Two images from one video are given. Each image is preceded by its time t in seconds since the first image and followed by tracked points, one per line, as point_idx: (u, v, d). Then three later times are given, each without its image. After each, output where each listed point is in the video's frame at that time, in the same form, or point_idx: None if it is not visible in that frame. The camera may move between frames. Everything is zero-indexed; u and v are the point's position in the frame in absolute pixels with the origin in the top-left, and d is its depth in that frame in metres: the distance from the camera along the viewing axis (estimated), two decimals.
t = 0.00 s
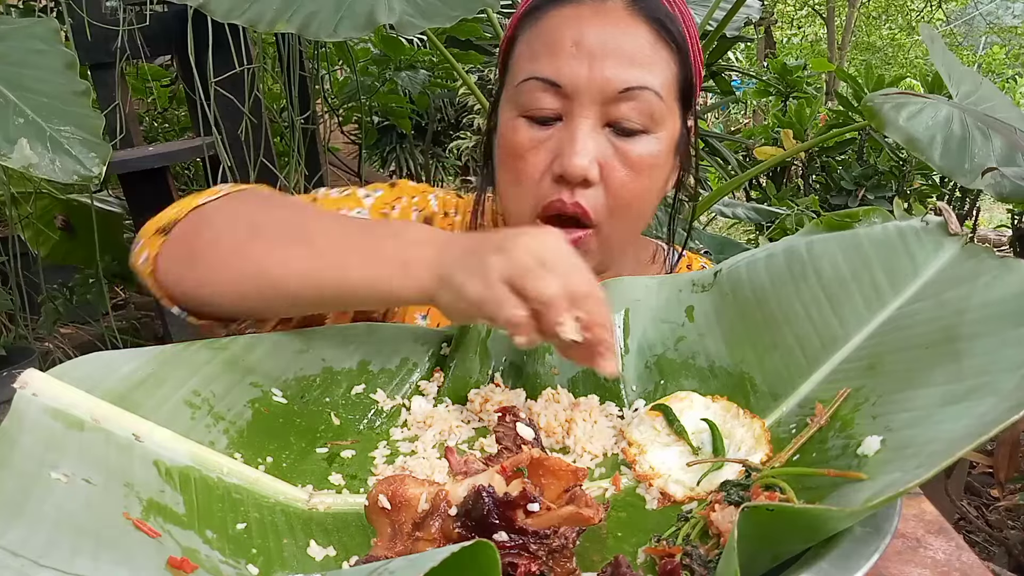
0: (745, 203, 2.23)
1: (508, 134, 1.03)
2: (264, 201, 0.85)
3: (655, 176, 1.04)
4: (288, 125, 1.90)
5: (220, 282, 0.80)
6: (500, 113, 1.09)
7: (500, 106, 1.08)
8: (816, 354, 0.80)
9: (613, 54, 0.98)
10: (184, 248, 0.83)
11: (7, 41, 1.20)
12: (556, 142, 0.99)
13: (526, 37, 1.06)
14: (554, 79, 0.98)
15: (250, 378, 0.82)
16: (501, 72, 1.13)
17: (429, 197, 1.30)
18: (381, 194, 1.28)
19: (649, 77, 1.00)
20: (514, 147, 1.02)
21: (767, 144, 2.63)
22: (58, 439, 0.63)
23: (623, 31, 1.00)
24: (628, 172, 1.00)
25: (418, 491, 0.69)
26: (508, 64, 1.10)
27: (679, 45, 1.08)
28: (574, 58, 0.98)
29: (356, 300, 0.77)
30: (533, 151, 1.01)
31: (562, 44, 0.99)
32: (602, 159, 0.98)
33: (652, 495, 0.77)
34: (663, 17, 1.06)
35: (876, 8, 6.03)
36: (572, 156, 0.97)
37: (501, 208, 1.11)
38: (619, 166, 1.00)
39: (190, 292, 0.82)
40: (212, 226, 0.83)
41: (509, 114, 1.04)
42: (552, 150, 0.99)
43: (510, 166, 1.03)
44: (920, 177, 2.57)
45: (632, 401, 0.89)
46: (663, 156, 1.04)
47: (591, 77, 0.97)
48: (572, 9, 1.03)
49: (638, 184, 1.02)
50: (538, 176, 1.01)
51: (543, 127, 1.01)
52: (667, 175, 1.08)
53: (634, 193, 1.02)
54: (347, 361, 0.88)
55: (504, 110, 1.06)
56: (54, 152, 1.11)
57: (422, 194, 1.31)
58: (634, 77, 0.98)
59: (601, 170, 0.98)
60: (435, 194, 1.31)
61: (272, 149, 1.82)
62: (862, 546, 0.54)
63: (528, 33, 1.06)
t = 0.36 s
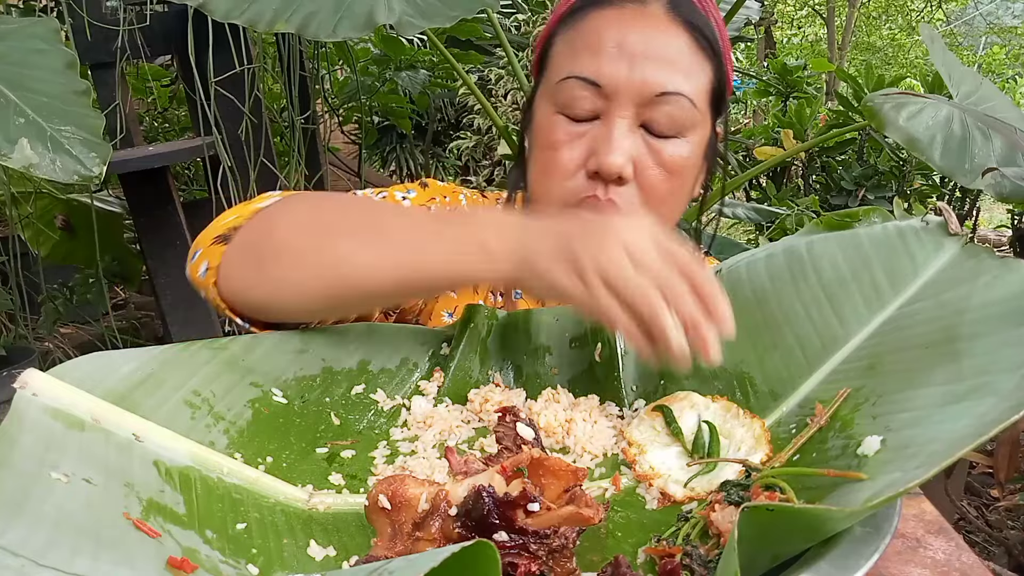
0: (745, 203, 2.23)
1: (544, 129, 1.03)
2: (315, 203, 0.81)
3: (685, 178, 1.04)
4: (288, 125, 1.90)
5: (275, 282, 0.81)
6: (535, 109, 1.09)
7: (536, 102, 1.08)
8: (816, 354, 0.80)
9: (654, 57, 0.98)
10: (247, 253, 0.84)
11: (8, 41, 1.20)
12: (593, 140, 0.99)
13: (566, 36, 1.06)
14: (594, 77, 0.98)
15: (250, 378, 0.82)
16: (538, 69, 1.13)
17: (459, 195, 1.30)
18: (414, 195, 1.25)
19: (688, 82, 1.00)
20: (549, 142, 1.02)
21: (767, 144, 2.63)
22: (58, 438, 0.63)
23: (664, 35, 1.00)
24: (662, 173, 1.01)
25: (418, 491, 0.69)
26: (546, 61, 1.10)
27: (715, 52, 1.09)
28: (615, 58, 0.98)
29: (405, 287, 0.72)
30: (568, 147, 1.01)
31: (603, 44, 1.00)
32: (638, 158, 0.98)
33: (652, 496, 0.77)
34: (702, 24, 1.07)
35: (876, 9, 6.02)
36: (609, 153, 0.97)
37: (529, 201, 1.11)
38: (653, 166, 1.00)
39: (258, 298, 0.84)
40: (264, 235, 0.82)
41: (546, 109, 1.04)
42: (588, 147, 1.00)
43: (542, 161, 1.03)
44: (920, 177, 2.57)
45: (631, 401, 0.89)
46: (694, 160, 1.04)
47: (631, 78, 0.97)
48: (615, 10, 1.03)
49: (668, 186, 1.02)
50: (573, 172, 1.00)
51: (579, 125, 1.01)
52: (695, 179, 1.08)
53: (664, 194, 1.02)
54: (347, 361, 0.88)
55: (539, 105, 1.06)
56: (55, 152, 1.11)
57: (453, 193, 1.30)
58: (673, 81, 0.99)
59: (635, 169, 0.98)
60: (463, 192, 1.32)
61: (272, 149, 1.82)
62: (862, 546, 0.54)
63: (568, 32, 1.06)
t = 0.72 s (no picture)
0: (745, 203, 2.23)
1: (566, 127, 1.06)
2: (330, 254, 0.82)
3: (700, 187, 1.08)
4: (287, 125, 1.90)
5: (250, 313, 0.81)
6: (557, 107, 1.12)
7: (559, 100, 1.11)
8: (816, 353, 0.80)
9: (682, 66, 1.02)
10: (240, 254, 0.84)
11: (8, 40, 1.20)
12: (614, 141, 1.03)
13: (596, 37, 1.09)
14: (622, 80, 1.02)
15: (250, 378, 0.82)
16: (563, 70, 1.16)
17: (454, 199, 1.28)
18: (407, 197, 1.22)
19: (711, 93, 1.04)
20: (570, 141, 1.05)
21: (766, 144, 2.63)
22: (59, 438, 0.63)
23: (692, 46, 1.04)
24: (678, 179, 1.05)
25: (419, 491, 0.69)
26: (573, 61, 1.13)
27: (738, 67, 1.12)
28: (644, 63, 1.01)
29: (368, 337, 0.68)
30: (588, 146, 1.04)
31: (633, 49, 1.03)
32: (656, 162, 1.02)
33: (652, 495, 0.77)
34: (728, 38, 1.10)
35: (876, 8, 6.02)
36: (630, 155, 1.00)
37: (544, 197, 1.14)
38: (670, 172, 1.04)
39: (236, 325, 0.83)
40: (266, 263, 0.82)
41: (570, 108, 1.07)
42: (610, 147, 1.03)
43: (562, 158, 1.06)
44: (920, 177, 2.57)
45: (632, 401, 0.89)
46: (711, 171, 1.08)
47: (659, 84, 1.00)
48: (646, 18, 1.06)
49: (684, 193, 1.06)
50: (592, 171, 1.04)
51: (602, 125, 1.04)
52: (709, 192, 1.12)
53: (679, 200, 1.06)
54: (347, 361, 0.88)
55: (562, 103, 1.09)
56: (54, 152, 1.11)
57: (448, 196, 1.28)
58: (697, 91, 1.02)
59: (654, 172, 1.02)
60: (457, 196, 1.30)
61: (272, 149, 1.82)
62: (862, 545, 0.54)
63: (598, 35, 1.09)
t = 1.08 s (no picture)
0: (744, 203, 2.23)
1: (579, 126, 1.06)
2: (315, 219, 0.82)
3: (711, 189, 1.08)
4: (288, 125, 1.90)
5: (249, 298, 0.80)
6: (569, 107, 1.12)
7: (572, 100, 1.11)
8: (815, 353, 0.80)
9: (695, 67, 1.02)
10: (237, 240, 0.83)
11: (8, 40, 1.20)
12: (627, 141, 1.03)
13: (609, 39, 1.10)
14: (635, 81, 1.02)
15: (250, 378, 0.82)
16: (575, 71, 1.16)
17: (465, 197, 1.28)
18: (419, 194, 1.22)
19: (724, 95, 1.04)
20: (583, 141, 1.05)
21: (766, 144, 2.63)
22: (59, 438, 0.63)
23: (706, 47, 1.05)
24: (689, 180, 1.05)
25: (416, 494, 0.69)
26: (585, 62, 1.13)
27: (750, 70, 1.13)
28: (658, 65, 1.02)
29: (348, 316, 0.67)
30: (600, 146, 1.04)
31: (647, 50, 1.03)
32: (668, 163, 1.03)
33: (651, 495, 0.77)
34: (740, 41, 1.11)
35: (876, 8, 6.02)
36: (643, 155, 1.01)
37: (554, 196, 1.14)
38: (682, 173, 1.04)
39: (246, 314, 0.83)
40: (257, 242, 0.81)
41: (583, 108, 1.07)
42: (622, 147, 1.03)
43: (575, 158, 1.06)
44: (920, 177, 2.57)
45: (631, 401, 0.89)
46: (722, 172, 1.09)
47: (672, 85, 1.01)
48: (660, 20, 1.07)
49: (695, 194, 1.07)
50: (604, 171, 1.04)
51: (614, 126, 1.04)
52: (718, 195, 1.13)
53: (690, 201, 1.06)
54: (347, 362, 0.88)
55: (575, 104, 1.10)
56: (54, 152, 1.11)
57: (459, 194, 1.28)
58: (711, 93, 1.03)
59: (666, 172, 1.03)
60: (468, 193, 1.29)
61: (272, 149, 1.82)
62: (861, 544, 0.54)
63: (611, 36, 1.10)
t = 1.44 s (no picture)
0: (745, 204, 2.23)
1: (580, 116, 1.07)
2: (235, 211, 0.84)
3: (709, 183, 1.08)
4: (288, 125, 1.90)
5: (226, 302, 0.85)
6: (572, 99, 1.13)
7: (575, 93, 1.12)
8: (816, 354, 0.80)
9: (696, 61, 1.03)
10: (193, 259, 0.87)
11: (8, 41, 1.20)
12: (626, 131, 1.03)
13: (612, 34, 1.11)
14: (636, 71, 1.03)
15: (250, 378, 0.82)
16: (580, 66, 1.17)
17: (452, 199, 1.28)
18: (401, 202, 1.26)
19: (724, 90, 1.05)
20: (583, 130, 1.05)
21: (767, 144, 2.63)
22: (60, 438, 0.63)
23: (708, 43, 1.05)
24: (687, 172, 1.04)
25: (419, 494, 0.69)
26: (589, 57, 1.14)
27: (752, 69, 1.13)
28: (659, 57, 1.02)
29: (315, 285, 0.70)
30: (600, 136, 1.04)
31: (648, 42, 1.04)
32: (666, 153, 1.02)
33: (652, 496, 0.77)
34: (742, 39, 1.11)
35: (876, 8, 6.01)
36: (641, 144, 1.01)
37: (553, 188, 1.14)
38: (680, 164, 1.04)
39: (231, 315, 0.89)
40: (203, 253, 0.85)
41: (585, 99, 1.08)
42: (620, 138, 1.03)
43: (574, 147, 1.06)
44: (920, 177, 2.56)
45: (632, 401, 0.89)
46: (720, 168, 1.08)
47: (672, 77, 1.01)
48: (663, 15, 1.07)
49: (693, 188, 1.06)
50: (602, 160, 1.04)
51: (614, 115, 1.05)
52: (717, 193, 1.12)
53: (688, 195, 1.06)
54: (347, 362, 0.88)
55: (577, 96, 1.10)
56: (54, 152, 1.11)
57: (446, 197, 1.28)
58: (710, 86, 1.03)
59: (663, 164, 1.02)
60: (457, 195, 1.29)
61: (272, 149, 1.82)
62: (862, 546, 0.54)
63: (615, 31, 1.10)
